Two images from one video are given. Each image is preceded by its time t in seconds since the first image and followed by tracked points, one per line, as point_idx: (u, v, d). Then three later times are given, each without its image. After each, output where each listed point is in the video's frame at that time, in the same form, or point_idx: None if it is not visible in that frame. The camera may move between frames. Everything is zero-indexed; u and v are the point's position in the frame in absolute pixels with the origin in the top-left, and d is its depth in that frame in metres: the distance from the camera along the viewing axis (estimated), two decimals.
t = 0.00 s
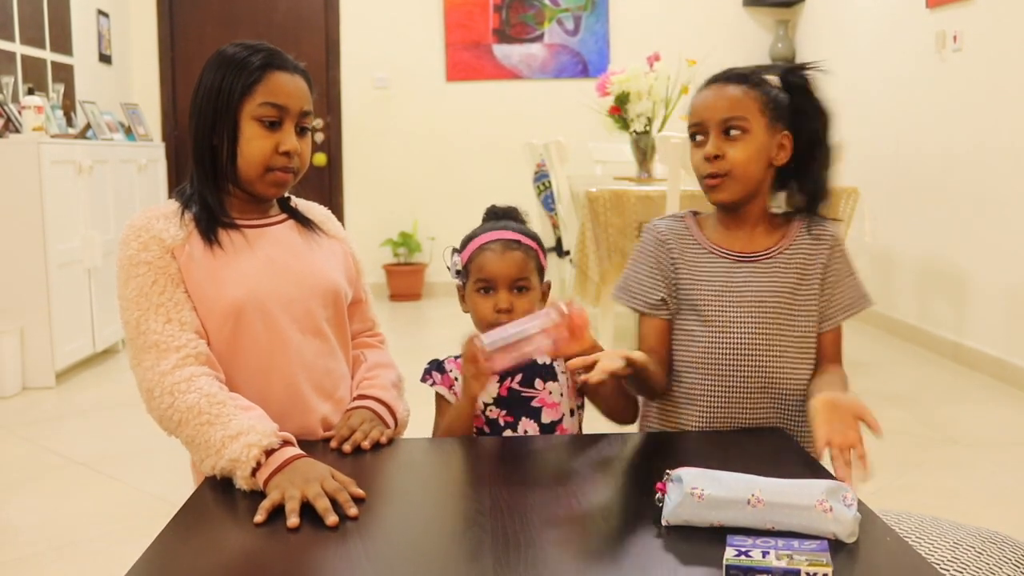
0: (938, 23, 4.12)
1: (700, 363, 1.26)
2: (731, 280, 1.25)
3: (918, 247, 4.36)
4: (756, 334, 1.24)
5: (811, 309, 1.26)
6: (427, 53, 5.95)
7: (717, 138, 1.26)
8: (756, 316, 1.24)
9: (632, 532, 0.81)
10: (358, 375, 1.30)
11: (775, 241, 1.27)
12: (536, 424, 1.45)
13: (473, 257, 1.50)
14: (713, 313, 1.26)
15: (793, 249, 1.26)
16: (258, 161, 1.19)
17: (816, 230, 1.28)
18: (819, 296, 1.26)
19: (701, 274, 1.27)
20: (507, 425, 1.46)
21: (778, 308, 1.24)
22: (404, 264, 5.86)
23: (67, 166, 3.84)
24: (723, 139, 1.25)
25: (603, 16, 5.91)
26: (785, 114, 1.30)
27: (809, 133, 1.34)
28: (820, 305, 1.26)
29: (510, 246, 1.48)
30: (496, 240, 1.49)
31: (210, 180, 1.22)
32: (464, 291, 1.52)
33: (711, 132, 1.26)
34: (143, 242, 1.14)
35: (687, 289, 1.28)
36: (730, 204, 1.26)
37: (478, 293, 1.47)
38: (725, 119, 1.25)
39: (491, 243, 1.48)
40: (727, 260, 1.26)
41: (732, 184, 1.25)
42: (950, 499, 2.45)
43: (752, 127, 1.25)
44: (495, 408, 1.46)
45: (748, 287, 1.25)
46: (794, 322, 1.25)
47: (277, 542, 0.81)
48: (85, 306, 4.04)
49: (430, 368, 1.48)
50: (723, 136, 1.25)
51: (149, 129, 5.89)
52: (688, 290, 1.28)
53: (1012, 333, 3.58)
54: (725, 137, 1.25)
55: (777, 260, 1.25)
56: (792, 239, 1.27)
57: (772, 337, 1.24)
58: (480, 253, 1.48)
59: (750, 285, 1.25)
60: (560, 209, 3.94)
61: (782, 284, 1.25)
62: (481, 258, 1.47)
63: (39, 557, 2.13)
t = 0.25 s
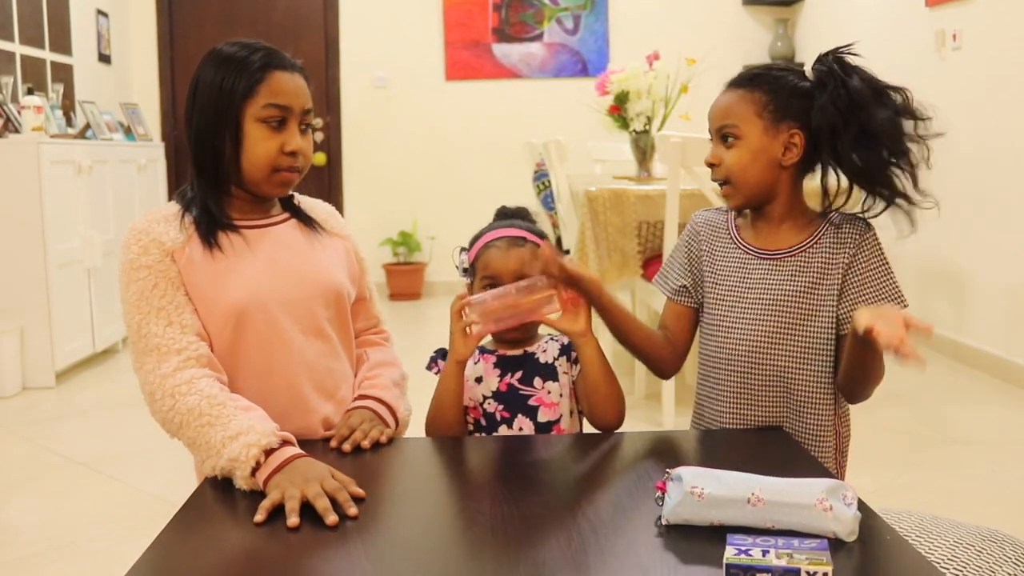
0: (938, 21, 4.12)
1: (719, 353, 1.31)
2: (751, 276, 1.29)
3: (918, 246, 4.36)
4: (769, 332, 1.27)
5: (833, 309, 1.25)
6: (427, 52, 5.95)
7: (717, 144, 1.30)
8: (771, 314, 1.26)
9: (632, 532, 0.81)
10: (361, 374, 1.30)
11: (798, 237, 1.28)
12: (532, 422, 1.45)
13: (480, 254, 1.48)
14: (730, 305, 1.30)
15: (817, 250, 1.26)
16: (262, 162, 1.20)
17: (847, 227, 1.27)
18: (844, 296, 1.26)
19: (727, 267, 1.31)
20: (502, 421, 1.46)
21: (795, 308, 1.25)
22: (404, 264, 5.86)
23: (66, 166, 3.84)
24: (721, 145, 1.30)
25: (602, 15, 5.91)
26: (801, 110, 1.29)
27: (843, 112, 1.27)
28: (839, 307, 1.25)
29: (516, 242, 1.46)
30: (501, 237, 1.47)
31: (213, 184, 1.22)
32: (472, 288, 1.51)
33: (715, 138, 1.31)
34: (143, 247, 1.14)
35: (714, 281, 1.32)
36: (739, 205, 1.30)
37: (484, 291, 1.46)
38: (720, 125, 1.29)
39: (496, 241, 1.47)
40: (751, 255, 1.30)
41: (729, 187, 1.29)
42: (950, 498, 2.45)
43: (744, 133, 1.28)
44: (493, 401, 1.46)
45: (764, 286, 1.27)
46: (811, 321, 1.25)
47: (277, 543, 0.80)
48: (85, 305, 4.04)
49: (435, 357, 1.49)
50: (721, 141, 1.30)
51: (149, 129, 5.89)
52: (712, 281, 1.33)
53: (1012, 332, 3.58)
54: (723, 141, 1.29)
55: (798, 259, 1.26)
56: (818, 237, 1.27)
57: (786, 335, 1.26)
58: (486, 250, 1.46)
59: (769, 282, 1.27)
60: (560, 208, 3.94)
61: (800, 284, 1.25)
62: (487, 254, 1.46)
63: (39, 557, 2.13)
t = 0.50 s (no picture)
0: (938, 21, 4.12)
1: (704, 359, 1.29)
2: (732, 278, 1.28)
3: (918, 245, 4.37)
4: (757, 333, 1.25)
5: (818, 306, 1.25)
6: (427, 52, 5.95)
7: (715, 141, 1.30)
8: (758, 314, 1.25)
9: (633, 532, 0.81)
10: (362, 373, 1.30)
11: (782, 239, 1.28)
12: (539, 420, 1.46)
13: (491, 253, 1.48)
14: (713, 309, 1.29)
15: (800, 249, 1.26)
16: (284, 165, 1.21)
17: (811, 224, 1.27)
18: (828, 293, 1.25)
19: (708, 271, 1.30)
20: (510, 417, 1.46)
21: (780, 306, 1.25)
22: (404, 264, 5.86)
23: (66, 166, 3.84)
24: (721, 142, 1.29)
25: (602, 15, 5.91)
26: (794, 113, 1.30)
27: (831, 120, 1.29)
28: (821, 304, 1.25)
29: (528, 241, 1.46)
30: (513, 236, 1.47)
31: (218, 184, 1.22)
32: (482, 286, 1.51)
33: (712, 134, 1.30)
34: (147, 247, 1.14)
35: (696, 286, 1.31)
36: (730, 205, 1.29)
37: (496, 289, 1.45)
38: (721, 122, 1.29)
39: (508, 239, 1.46)
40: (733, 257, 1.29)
41: (728, 185, 1.28)
42: (950, 498, 2.45)
43: (747, 132, 1.28)
44: (501, 397, 1.46)
45: (748, 286, 1.27)
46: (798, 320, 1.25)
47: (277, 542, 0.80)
48: (85, 305, 4.04)
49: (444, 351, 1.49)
50: (720, 138, 1.29)
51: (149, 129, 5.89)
52: (693, 287, 1.31)
53: (1012, 332, 3.58)
54: (722, 138, 1.29)
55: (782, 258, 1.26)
56: (799, 239, 1.27)
57: (774, 335, 1.25)
58: (498, 249, 1.46)
59: (755, 283, 1.26)
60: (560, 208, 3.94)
61: (788, 283, 1.25)
62: (499, 253, 1.45)
63: (39, 557, 2.13)
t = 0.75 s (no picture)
0: (938, 21, 4.12)
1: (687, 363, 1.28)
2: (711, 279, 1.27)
3: (918, 245, 4.36)
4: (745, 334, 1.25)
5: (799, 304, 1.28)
6: (426, 52, 5.95)
7: (719, 148, 1.25)
8: (745, 315, 1.25)
9: (633, 532, 0.81)
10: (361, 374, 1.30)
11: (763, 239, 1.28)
12: (542, 421, 1.45)
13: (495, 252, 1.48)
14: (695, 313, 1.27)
15: (777, 246, 1.27)
16: (297, 168, 1.21)
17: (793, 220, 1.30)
18: (808, 290, 1.28)
19: (685, 274, 1.28)
20: (512, 418, 1.46)
21: (767, 306, 1.25)
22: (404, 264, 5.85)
23: (66, 166, 3.84)
24: (726, 150, 1.25)
25: (602, 15, 5.91)
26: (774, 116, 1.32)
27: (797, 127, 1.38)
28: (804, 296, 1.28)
29: (533, 241, 1.46)
30: (518, 236, 1.47)
31: (223, 182, 1.22)
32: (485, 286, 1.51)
33: (714, 140, 1.25)
34: (151, 243, 1.14)
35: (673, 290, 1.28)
36: (724, 210, 1.27)
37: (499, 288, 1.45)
38: (730, 129, 1.25)
39: (513, 239, 1.46)
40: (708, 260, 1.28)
41: (734, 192, 1.25)
42: (950, 498, 2.45)
43: (754, 137, 1.26)
44: (504, 398, 1.46)
45: (727, 287, 1.26)
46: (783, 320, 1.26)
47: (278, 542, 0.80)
48: (85, 305, 4.04)
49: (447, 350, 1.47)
50: (725, 145, 1.25)
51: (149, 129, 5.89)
52: (669, 291, 1.29)
53: (1012, 332, 3.58)
54: (728, 145, 1.25)
55: (768, 258, 1.26)
56: (772, 236, 1.28)
57: (761, 335, 1.26)
58: (502, 249, 1.46)
59: (740, 283, 1.26)
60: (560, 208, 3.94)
61: (774, 283, 1.26)
62: (503, 252, 1.45)
63: (39, 557, 2.13)
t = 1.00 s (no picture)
0: (938, 21, 4.12)
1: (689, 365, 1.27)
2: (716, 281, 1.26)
3: (917, 245, 4.37)
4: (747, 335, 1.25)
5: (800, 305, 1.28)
6: (426, 52, 5.95)
7: (710, 149, 1.25)
8: (747, 316, 1.25)
9: (634, 532, 0.81)
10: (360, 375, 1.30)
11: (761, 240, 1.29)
12: (535, 424, 1.45)
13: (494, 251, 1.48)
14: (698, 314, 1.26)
15: (779, 247, 1.28)
16: (294, 170, 1.20)
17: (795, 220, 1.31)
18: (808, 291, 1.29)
19: (683, 276, 1.27)
20: (505, 420, 1.46)
21: (770, 307, 1.26)
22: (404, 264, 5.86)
23: (66, 166, 3.84)
24: (717, 149, 1.26)
25: (602, 15, 5.91)
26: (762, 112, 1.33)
27: (783, 118, 1.37)
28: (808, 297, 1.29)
29: (530, 241, 1.46)
30: (516, 235, 1.47)
31: (225, 182, 1.22)
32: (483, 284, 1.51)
33: (703, 141, 1.26)
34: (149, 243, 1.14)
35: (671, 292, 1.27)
36: (723, 210, 1.28)
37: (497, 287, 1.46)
38: (718, 130, 1.25)
39: (510, 238, 1.47)
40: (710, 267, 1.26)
41: (732, 191, 1.26)
42: (950, 498, 2.45)
43: (743, 134, 1.27)
44: (498, 399, 1.46)
45: (732, 288, 1.26)
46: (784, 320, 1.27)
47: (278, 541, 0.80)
48: (85, 305, 4.04)
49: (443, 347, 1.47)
50: (716, 146, 1.26)
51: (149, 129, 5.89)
52: (670, 292, 1.28)
53: (1012, 332, 3.58)
54: (719, 146, 1.26)
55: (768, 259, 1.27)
56: (774, 237, 1.28)
57: (764, 336, 1.26)
58: (500, 247, 1.46)
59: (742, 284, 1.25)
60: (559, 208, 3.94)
61: (775, 283, 1.26)
62: (500, 252, 1.46)
63: (39, 556, 2.13)
